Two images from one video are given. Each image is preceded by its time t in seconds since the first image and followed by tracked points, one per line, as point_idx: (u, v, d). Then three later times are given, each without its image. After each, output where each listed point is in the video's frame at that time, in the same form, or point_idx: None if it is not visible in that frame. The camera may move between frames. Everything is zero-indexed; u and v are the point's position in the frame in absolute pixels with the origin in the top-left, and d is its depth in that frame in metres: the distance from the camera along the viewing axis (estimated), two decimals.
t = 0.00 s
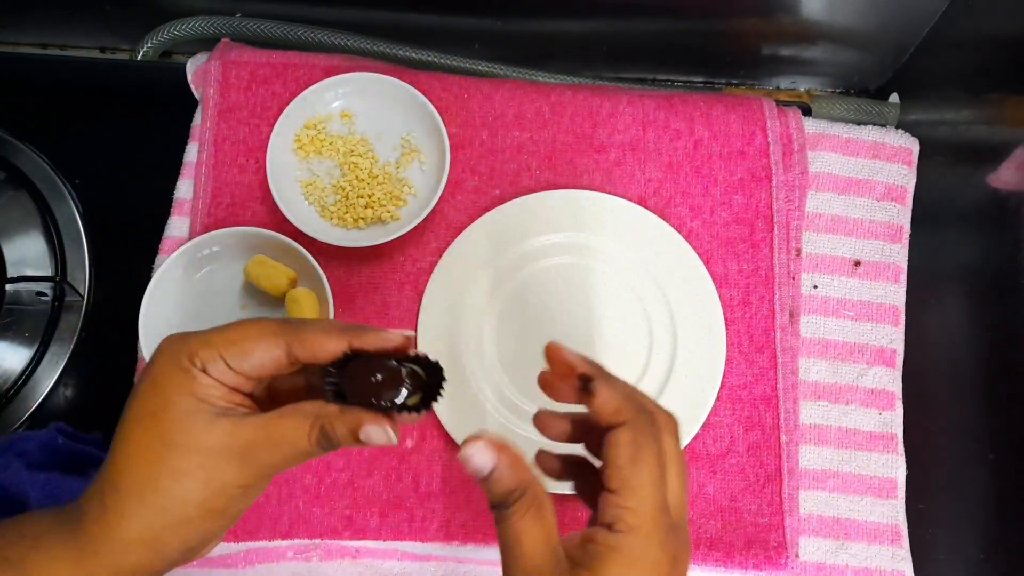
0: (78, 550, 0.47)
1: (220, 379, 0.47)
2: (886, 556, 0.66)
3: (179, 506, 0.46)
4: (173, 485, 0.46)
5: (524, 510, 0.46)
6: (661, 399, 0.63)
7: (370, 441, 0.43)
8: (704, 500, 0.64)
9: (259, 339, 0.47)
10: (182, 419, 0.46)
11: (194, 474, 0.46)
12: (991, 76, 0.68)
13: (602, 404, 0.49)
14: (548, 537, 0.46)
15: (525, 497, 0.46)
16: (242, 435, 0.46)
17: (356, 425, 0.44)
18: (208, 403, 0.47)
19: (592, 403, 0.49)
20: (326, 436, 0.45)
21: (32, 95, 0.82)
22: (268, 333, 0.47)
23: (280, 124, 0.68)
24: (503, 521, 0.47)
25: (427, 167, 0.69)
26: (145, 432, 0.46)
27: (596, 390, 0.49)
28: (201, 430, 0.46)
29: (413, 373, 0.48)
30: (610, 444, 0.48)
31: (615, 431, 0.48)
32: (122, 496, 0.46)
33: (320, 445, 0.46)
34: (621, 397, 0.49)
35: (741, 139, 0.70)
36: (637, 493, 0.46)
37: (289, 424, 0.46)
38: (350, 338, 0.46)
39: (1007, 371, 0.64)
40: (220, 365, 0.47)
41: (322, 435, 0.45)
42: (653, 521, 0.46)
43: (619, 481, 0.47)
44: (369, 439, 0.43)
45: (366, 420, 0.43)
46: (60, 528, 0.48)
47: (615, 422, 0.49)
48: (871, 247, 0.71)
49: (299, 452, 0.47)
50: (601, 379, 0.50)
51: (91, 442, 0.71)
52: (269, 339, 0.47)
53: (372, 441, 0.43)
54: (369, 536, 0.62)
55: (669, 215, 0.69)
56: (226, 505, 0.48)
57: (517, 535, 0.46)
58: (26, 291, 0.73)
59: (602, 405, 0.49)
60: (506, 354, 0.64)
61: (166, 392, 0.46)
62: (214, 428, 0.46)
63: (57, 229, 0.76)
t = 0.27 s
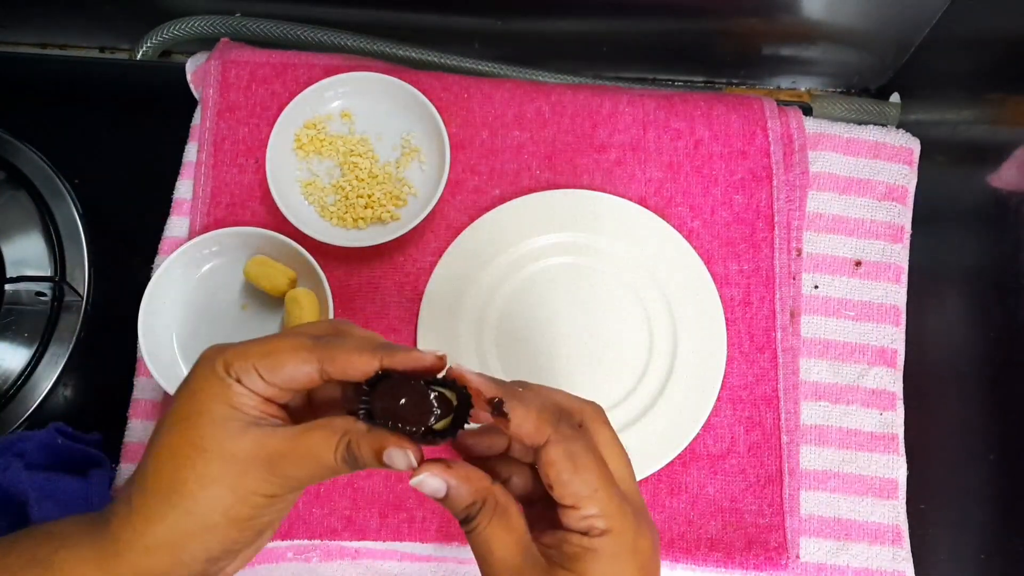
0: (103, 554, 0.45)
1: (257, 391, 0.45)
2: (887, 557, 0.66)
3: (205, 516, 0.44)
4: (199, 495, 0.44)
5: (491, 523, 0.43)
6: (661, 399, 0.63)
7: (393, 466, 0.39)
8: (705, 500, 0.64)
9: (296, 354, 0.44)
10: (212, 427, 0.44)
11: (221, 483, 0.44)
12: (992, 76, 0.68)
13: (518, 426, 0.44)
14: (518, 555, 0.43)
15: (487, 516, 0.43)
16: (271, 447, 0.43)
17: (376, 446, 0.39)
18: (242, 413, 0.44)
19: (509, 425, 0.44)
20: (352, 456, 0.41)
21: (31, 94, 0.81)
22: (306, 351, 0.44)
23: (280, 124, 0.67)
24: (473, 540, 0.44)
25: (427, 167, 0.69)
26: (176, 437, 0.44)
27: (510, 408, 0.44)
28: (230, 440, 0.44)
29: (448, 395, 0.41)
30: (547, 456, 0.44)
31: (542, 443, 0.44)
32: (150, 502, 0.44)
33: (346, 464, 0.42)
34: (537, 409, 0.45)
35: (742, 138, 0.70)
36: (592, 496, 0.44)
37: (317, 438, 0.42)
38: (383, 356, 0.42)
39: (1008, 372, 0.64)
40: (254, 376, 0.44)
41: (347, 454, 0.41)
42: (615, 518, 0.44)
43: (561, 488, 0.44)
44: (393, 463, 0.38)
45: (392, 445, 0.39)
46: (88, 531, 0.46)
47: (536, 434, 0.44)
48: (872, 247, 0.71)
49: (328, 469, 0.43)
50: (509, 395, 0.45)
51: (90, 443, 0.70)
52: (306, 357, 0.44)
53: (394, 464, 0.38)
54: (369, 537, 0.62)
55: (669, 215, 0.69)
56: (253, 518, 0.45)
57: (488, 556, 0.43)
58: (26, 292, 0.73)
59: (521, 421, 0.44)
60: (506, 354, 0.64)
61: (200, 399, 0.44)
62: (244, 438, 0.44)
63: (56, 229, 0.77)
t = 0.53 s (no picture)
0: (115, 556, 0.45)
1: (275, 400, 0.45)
2: (887, 557, 0.66)
3: (218, 525, 0.44)
4: (215, 502, 0.43)
5: (523, 533, 0.43)
6: (662, 399, 0.63)
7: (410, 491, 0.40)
8: (704, 500, 0.64)
9: (315, 368, 0.44)
10: (229, 433, 0.43)
11: (237, 492, 0.43)
12: (991, 76, 0.68)
13: (543, 443, 0.44)
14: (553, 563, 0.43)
15: (517, 525, 0.43)
16: (290, 457, 0.43)
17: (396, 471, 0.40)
18: (260, 422, 0.44)
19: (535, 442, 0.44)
20: (368, 474, 0.42)
21: (31, 94, 0.81)
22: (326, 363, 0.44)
23: (280, 124, 0.67)
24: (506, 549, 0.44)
25: (428, 167, 0.69)
26: (190, 444, 0.43)
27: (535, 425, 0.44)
28: (248, 448, 0.43)
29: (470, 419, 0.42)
30: (574, 471, 0.44)
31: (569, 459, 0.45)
32: (162, 508, 0.44)
33: (361, 482, 0.43)
34: (563, 425, 0.45)
35: (742, 138, 0.70)
36: (623, 508, 0.44)
37: (337, 453, 0.43)
38: (407, 376, 0.43)
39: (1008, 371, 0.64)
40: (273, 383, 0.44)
41: (364, 473, 0.42)
42: (647, 529, 0.44)
43: (592, 503, 0.44)
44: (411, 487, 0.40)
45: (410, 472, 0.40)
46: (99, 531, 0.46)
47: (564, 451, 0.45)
48: (872, 247, 0.71)
49: (345, 483, 0.43)
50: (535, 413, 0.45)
51: (90, 443, 0.70)
52: (325, 373, 0.44)
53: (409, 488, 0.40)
54: (369, 537, 0.62)
55: (669, 215, 0.69)
56: (265, 526, 0.45)
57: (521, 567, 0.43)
58: (26, 292, 0.73)
59: (547, 439, 0.44)
60: (506, 354, 0.64)
61: (216, 406, 0.44)
62: (262, 447, 0.43)
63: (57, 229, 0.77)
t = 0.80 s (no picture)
0: (102, 557, 0.44)
1: (269, 397, 0.44)
2: (887, 557, 0.66)
3: (210, 527, 0.43)
4: (209, 504, 0.43)
5: (515, 532, 0.44)
6: (663, 399, 0.63)
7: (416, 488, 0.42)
8: (704, 501, 0.64)
9: (314, 363, 0.44)
10: (225, 435, 0.43)
11: (232, 494, 0.43)
12: (992, 76, 0.68)
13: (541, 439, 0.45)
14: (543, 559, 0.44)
15: (508, 524, 0.44)
16: (288, 460, 0.43)
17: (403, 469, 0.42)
18: (254, 422, 0.43)
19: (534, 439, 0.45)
20: (370, 474, 0.43)
21: (31, 94, 0.81)
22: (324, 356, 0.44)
23: (280, 124, 0.67)
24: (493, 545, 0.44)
25: (427, 167, 0.69)
26: (180, 447, 0.42)
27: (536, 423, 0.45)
28: (244, 450, 0.43)
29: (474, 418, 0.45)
30: (570, 469, 0.46)
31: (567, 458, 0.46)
32: (151, 510, 0.43)
33: (363, 482, 0.44)
34: (564, 424, 0.46)
35: (742, 139, 0.70)
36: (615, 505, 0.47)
37: (336, 455, 0.43)
38: (410, 372, 0.44)
39: (1008, 372, 0.64)
40: (270, 379, 0.44)
41: (367, 473, 0.43)
42: (634, 525, 0.47)
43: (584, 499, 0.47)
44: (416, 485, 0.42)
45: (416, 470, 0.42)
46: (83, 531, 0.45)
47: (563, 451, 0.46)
48: (872, 248, 0.71)
49: (342, 483, 0.44)
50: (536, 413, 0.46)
51: (89, 443, 0.70)
52: (324, 365, 0.44)
53: (418, 488, 0.42)
54: (369, 538, 0.62)
55: (669, 215, 0.69)
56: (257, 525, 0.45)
57: (510, 562, 0.44)
58: (26, 292, 0.73)
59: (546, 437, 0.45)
60: (506, 354, 0.64)
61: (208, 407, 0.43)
62: (259, 450, 0.43)
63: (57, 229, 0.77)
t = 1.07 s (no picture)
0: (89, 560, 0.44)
1: (255, 402, 0.45)
2: (887, 557, 0.66)
3: (194, 529, 0.43)
4: (193, 507, 0.43)
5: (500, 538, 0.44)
6: (663, 399, 0.63)
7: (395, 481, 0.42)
8: (704, 500, 0.64)
9: (296, 361, 0.44)
10: (209, 437, 0.43)
11: (216, 497, 0.43)
12: (992, 76, 0.68)
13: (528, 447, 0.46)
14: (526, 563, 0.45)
15: (494, 533, 0.44)
16: (271, 460, 0.43)
17: (381, 461, 0.42)
18: (238, 425, 0.44)
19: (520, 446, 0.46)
20: (351, 471, 0.43)
21: (31, 94, 0.81)
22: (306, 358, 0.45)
23: (280, 125, 0.67)
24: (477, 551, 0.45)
25: (427, 167, 0.69)
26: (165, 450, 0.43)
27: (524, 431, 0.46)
28: (228, 452, 0.43)
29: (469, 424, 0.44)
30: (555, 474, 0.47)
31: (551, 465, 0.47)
32: (137, 514, 0.43)
33: (346, 480, 0.44)
34: (552, 433, 0.46)
35: (742, 139, 0.70)
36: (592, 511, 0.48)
37: (317, 453, 0.43)
38: (390, 373, 0.44)
39: (1008, 372, 0.64)
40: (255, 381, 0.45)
41: (349, 470, 0.43)
42: (609, 530, 0.49)
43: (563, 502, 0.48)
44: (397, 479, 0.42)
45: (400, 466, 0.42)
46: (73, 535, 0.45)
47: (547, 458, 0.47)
48: (872, 248, 0.71)
49: (324, 484, 0.44)
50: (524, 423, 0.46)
51: (89, 443, 0.70)
52: (303, 362, 0.44)
53: (398, 480, 0.42)
54: (369, 538, 0.63)
55: (669, 215, 0.69)
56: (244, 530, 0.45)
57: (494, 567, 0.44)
58: (26, 292, 0.73)
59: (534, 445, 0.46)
60: (506, 354, 0.64)
61: (194, 410, 0.43)
62: (242, 451, 0.43)
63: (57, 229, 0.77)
